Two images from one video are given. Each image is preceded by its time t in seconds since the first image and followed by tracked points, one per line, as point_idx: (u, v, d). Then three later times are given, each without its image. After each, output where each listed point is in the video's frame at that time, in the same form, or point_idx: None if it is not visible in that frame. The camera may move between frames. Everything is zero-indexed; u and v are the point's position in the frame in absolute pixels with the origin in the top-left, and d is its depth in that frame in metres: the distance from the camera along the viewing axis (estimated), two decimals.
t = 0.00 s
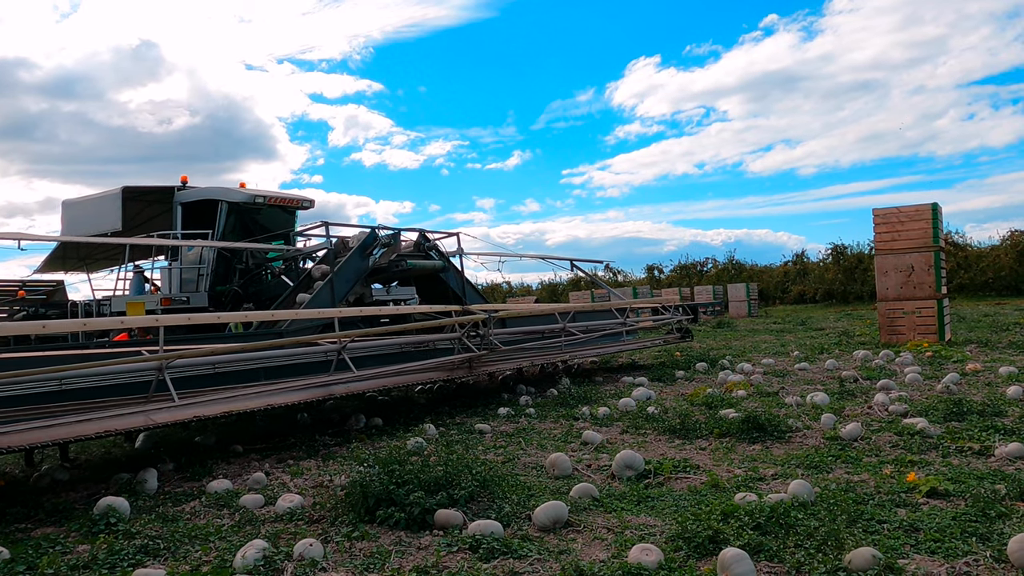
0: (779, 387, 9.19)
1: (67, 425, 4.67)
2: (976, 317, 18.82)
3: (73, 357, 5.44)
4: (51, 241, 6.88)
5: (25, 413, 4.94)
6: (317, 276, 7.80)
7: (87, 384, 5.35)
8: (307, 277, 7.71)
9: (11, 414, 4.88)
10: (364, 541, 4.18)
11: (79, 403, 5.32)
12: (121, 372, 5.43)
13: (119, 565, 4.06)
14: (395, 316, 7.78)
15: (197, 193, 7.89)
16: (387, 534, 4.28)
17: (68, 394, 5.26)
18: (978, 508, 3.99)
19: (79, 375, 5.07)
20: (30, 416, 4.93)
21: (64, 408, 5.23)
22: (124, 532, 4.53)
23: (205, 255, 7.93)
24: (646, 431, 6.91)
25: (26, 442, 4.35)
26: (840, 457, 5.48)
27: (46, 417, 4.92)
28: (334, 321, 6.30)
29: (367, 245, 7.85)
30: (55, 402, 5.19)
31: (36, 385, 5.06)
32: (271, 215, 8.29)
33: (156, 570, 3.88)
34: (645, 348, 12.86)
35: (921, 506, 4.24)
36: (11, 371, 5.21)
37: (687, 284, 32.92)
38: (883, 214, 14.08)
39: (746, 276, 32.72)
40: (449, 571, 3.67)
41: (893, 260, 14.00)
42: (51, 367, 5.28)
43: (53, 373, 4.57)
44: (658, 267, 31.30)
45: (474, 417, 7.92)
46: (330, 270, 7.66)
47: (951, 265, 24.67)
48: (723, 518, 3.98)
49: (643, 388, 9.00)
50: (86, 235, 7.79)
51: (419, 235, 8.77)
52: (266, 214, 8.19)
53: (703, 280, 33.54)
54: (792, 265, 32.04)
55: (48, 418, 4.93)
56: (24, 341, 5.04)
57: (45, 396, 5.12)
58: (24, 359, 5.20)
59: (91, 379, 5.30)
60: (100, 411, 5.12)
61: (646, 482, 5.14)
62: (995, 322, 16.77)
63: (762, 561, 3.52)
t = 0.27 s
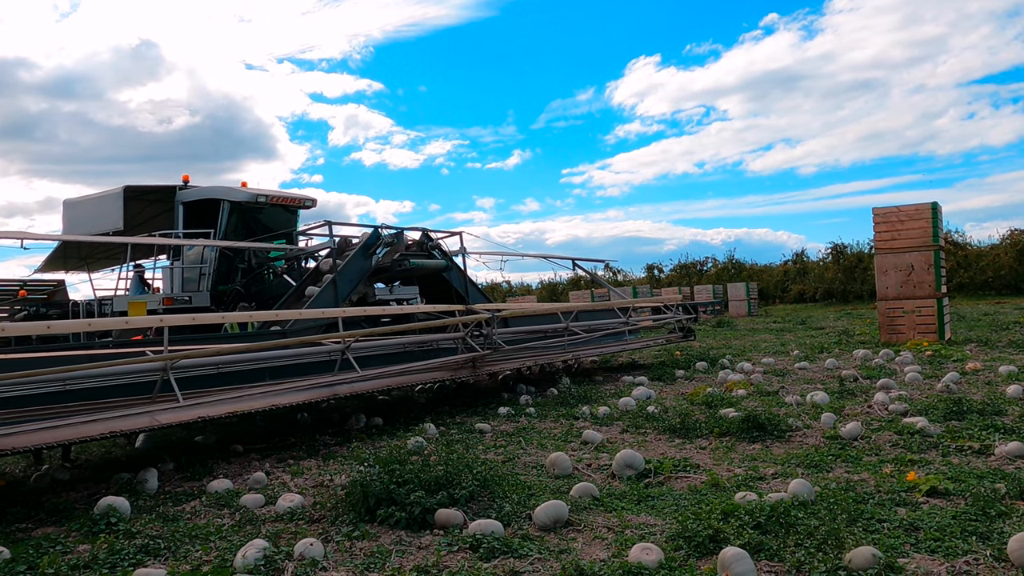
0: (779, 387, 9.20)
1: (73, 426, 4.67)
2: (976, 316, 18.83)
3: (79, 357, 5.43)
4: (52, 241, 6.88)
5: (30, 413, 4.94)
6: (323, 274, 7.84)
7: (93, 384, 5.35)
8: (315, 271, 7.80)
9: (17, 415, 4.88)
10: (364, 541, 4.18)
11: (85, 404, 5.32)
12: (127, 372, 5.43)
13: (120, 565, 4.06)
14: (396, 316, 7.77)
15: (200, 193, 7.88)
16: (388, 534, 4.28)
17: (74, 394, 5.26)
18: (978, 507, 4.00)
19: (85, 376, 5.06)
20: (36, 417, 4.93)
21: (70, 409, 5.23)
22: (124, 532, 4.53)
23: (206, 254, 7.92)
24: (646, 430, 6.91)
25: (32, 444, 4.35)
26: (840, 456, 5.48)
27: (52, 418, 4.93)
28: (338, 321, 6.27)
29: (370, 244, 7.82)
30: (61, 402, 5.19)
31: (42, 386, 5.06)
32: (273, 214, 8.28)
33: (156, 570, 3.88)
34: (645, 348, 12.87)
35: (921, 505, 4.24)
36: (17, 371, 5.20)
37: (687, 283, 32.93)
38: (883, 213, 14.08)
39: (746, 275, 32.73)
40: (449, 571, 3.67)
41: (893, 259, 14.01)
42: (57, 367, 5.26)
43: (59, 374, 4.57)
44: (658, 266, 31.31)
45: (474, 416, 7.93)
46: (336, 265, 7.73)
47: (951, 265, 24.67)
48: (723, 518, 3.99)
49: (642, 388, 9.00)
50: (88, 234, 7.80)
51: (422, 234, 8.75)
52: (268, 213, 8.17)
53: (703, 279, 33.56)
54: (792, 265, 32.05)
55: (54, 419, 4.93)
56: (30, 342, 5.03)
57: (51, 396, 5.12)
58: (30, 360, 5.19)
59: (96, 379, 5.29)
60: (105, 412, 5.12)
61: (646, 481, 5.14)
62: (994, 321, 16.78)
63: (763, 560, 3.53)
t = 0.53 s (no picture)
0: (779, 385, 9.20)
1: (77, 426, 4.67)
2: (976, 315, 18.83)
3: (84, 357, 5.43)
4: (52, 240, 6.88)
5: (36, 413, 4.95)
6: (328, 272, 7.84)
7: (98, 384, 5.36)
8: (321, 266, 7.79)
9: (22, 416, 4.89)
10: (364, 540, 4.18)
11: (90, 404, 5.33)
12: (131, 373, 5.43)
13: (119, 564, 4.06)
14: (399, 315, 7.77)
15: (201, 192, 7.87)
16: (387, 533, 4.29)
17: (79, 394, 5.27)
18: (978, 506, 4.00)
19: (89, 377, 5.06)
20: (41, 418, 4.94)
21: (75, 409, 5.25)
22: (124, 531, 4.53)
23: (208, 254, 7.91)
24: (646, 429, 6.92)
25: (36, 444, 4.34)
26: (840, 455, 5.48)
27: (58, 419, 4.94)
28: (343, 321, 6.24)
29: (373, 244, 7.78)
30: (66, 402, 5.21)
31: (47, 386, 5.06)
32: (275, 213, 8.26)
33: (156, 569, 3.87)
34: (645, 347, 12.88)
35: (922, 504, 4.24)
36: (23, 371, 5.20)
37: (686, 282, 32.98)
38: (882, 212, 14.07)
39: (746, 274, 32.74)
40: (449, 569, 3.67)
41: (892, 258, 14.01)
42: (62, 368, 5.27)
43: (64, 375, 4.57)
44: (658, 265, 31.31)
45: (474, 415, 7.93)
46: (342, 262, 7.71)
47: (951, 263, 24.67)
48: (723, 516, 4.00)
49: (642, 386, 9.01)
50: (89, 234, 7.79)
51: (425, 233, 8.72)
52: (270, 212, 8.14)
53: (703, 278, 33.57)
54: (792, 264, 32.05)
55: (59, 419, 4.94)
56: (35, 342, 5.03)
57: (56, 397, 5.13)
58: (35, 361, 5.20)
59: (101, 380, 5.29)
60: (110, 412, 5.13)
61: (646, 480, 5.14)
62: (995, 319, 16.78)
63: (763, 558, 3.53)
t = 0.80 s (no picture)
0: (778, 384, 9.21)
1: (81, 427, 4.65)
2: (975, 314, 18.85)
3: (85, 357, 5.36)
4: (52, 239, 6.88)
5: (37, 413, 4.88)
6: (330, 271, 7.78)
7: (99, 384, 5.30)
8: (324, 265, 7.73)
9: (23, 416, 4.81)
10: (364, 538, 4.18)
11: (91, 404, 5.26)
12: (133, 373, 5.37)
13: (120, 563, 4.07)
14: (400, 314, 7.77)
15: (203, 190, 7.81)
16: (388, 531, 4.29)
17: (80, 394, 5.19)
18: (977, 504, 4.00)
19: (92, 376, 5.01)
20: (43, 418, 4.87)
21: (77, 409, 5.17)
22: (124, 530, 4.53)
23: (210, 252, 7.87)
24: (645, 428, 6.92)
25: (41, 445, 4.33)
26: (840, 454, 5.49)
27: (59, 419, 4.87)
28: (347, 320, 6.23)
29: (376, 242, 7.71)
30: (67, 402, 5.13)
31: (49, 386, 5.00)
32: (276, 212, 8.21)
33: (156, 568, 3.87)
34: (644, 346, 12.89)
35: (921, 502, 4.25)
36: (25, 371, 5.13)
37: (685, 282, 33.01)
38: (882, 211, 14.08)
39: (745, 273, 32.75)
40: (449, 568, 3.68)
41: (891, 257, 14.02)
42: (63, 368, 5.19)
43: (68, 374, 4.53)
44: (658, 265, 31.33)
45: (473, 414, 7.94)
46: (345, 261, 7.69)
47: (950, 262, 24.68)
48: (723, 515, 4.01)
49: (642, 385, 9.01)
50: (90, 232, 7.79)
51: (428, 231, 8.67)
52: (271, 211, 8.10)
53: (702, 277, 33.58)
54: (791, 263, 32.06)
55: (60, 419, 4.88)
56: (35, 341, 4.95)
57: (58, 396, 5.06)
58: (35, 360, 5.12)
59: (103, 380, 5.23)
60: (113, 412, 5.07)
61: (646, 479, 5.14)
62: (994, 318, 16.79)
63: (762, 557, 3.53)
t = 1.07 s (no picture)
0: (778, 384, 9.22)
1: (85, 427, 4.64)
2: (975, 313, 18.86)
3: (87, 357, 5.31)
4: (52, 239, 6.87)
5: (41, 413, 4.85)
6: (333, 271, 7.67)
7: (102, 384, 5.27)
8: (327, 264, 7.63)
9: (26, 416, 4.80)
10: (364, 538, 4.18)
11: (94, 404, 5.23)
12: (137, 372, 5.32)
13: (120, 562, 4.07)
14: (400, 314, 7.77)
15: (204, 188, 7.72)
16: (387, 531, 4.29)
17: (82, 393, 5.17)
18: (976, 504, 4.01)
19: (95, 376, 4.98)
20: (45, 418, 4.85)
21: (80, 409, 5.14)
22: (124, 530, 4.54)
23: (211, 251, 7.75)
24: (644, 427, 6.93)
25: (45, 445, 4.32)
26: (839, 453, 5.49)
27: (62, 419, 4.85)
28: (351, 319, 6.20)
29: (379, 241, 7.62)
30: (69, 402, 5.11)
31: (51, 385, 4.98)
32: (278, 211, 8.12)
33: (156, 568, 3.88)
34: (644, 345, 12.89)
35: (920, 502, 4.25)
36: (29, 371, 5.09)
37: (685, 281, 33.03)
38: (881, 211, 14.08)
39: (745, 272, 32.76)
40: (448, 568, 3.68)
41: (891, 257, 14.03)
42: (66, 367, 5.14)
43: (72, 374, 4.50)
44: (657, 264, 31.35)
45: (473, 414, 7.94)
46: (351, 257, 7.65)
47: (949, 262, 24.69)
48: (722, 514, 4.02)
49: (642, 385, 9.01)
50: (92, 231, 7.77)
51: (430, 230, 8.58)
52: (273, 210, 8.01)
53: (702, 277, 33.59)
54: (791, 263, 32.07)
55: (64, 419, 4.86)
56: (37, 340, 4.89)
57: (59, 396, 5.03)
58: (38, 360, 5.06)
59: (107, 379, 5.20)
60: (117, 412, 5.04)
61: (646, 478, 5.14)
62: (993, 318, 16.80)
63: (762, 557, 3.54)
